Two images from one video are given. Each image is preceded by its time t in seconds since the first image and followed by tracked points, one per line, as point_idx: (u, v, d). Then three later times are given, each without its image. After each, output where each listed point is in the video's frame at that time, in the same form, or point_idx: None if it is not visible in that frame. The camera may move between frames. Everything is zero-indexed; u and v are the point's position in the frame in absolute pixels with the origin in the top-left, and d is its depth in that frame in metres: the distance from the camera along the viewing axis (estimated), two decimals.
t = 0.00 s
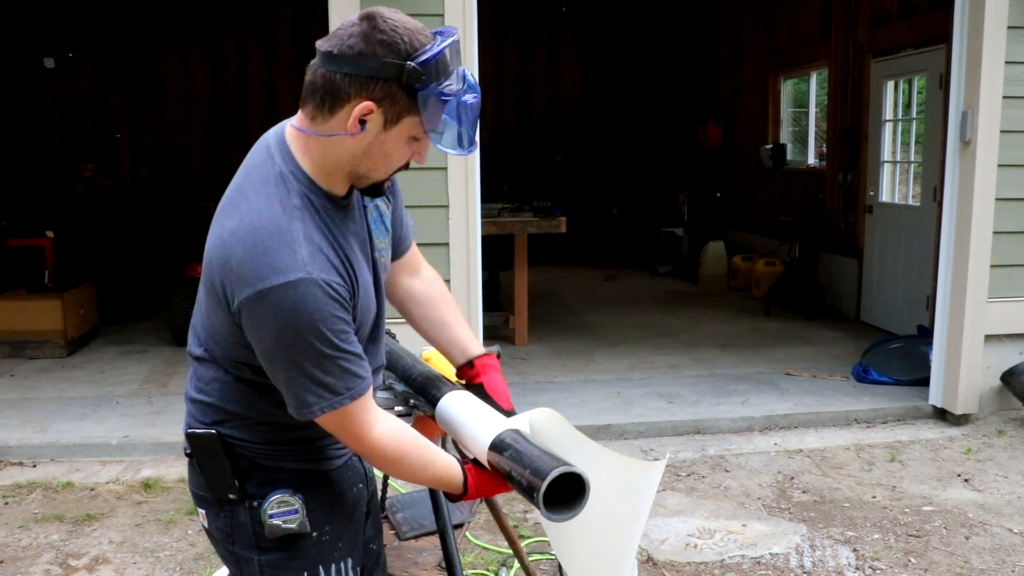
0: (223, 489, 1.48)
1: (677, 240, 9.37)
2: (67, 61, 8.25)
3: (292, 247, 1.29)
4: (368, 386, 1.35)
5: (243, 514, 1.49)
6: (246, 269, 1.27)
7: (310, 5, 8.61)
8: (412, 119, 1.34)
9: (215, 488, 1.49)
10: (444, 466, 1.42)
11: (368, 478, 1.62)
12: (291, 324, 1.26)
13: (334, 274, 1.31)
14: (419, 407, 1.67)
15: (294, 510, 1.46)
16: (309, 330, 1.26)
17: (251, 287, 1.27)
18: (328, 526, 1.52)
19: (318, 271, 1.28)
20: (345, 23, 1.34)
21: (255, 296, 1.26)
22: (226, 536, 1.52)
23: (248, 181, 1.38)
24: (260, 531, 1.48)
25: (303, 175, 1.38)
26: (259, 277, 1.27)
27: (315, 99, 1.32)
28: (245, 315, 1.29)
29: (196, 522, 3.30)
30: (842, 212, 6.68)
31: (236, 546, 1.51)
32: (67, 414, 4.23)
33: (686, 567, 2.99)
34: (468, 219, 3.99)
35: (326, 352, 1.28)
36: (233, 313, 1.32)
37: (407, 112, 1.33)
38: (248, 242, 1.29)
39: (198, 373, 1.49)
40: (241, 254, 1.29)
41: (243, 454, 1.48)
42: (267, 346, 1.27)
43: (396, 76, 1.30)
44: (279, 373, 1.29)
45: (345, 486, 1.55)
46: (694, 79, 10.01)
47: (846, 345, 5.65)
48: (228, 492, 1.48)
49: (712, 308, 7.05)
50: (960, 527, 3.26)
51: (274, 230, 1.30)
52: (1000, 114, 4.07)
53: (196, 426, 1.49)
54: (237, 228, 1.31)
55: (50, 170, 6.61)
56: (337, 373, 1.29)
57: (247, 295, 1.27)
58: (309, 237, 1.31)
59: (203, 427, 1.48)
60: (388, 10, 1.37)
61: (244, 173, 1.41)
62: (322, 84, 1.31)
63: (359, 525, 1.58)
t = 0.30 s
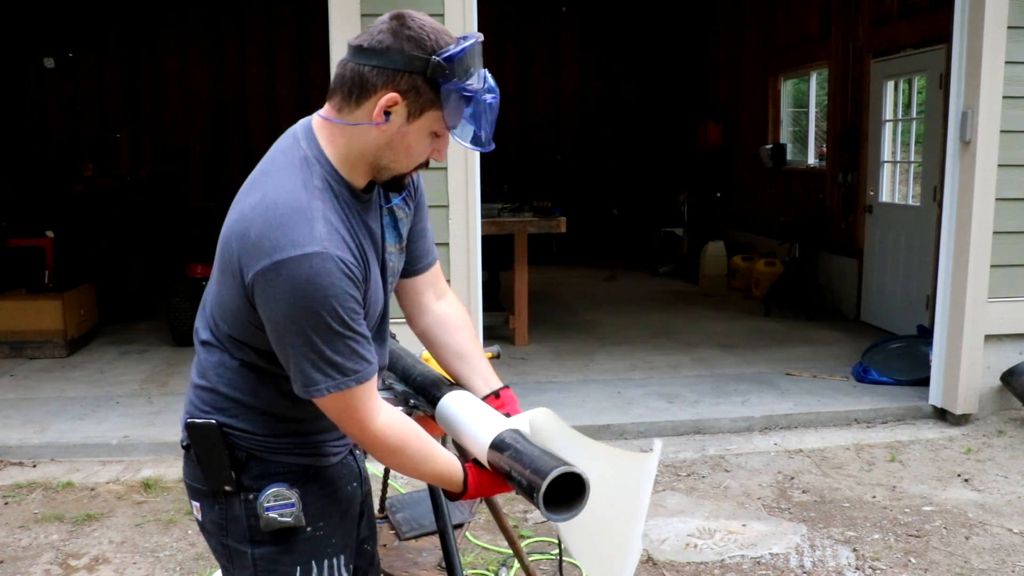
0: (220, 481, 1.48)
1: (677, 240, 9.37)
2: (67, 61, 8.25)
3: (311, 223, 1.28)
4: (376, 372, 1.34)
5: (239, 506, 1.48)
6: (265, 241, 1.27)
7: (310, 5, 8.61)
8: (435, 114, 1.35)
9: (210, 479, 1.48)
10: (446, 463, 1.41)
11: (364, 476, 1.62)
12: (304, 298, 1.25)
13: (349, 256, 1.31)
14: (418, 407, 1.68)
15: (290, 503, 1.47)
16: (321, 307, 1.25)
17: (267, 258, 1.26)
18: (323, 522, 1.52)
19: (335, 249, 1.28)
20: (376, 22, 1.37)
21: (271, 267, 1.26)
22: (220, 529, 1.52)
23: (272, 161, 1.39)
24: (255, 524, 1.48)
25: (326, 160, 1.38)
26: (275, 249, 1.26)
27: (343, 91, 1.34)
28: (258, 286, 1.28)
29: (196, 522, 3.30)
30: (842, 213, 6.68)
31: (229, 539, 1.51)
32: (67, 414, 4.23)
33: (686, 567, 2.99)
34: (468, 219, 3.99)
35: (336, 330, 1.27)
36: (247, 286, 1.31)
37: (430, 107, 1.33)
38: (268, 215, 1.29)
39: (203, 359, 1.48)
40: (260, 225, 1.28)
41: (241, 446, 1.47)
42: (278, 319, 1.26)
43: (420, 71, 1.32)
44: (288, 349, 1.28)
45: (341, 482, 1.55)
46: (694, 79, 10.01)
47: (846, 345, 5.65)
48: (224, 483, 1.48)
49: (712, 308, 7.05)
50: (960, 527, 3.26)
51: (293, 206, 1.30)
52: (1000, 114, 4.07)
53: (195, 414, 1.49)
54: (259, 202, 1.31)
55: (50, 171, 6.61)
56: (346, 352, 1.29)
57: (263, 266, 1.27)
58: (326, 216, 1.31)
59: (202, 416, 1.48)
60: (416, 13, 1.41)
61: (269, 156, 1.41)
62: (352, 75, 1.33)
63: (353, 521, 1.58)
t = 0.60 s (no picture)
0: (227, 475, 1.48)
1: (677, 240, 9.36)
2: (68, 61, 8.26)
3: (313, 218, 1.29)
4: (377, 368, 1.34)
5: (245, 502, 1.49)
6: (267, 236, 1.27)
7: (310, 5, 8.61)
8: (436, 112, 1.35)
9: (218, 473, 1.49)
10: (446, 460, 1.41)
11: (373, 475, 1.61)
12: (305, 293, 1.25)
13: (352, 251, 1.31)
14: (418, 407, 1.68)
15: (295, 500, 1.47)
16: (323, 301, 1.25)
17: (269, 252, 1.26)
18: (329, 519, 1.52)
19: (336, 244, 1.28)
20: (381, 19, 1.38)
21: (272, 261, 1.26)
22: (228, 523, 1.52)
23: (276, 157, 1.39)
24: (261, 519, 1.48)
25: (328, 156, 1.38)
26: (277, 244, 1.26)
27: (346, 86, 1.35)
28: (260, 280, 1.28)
29: (196, 522, 3.30)
30: (842, 213, 6.68)
31: (236, 534, 1.51)
32: (67, 414, 4.23)
33: (686, 567, 3.00)
34: (468, 219, 3.99)
35: (337, 325, 1.27)
36: (250, 281, 1.31)
37: (431, 104, 1.34)
38: (271, 210, 1.29)
39: (211, 356, 1.49)
40: (262, 220, 1.29)
41: (248, 441, 1.48)
42: (279, 313, 1.26)
43: (423, 68, 1.32)
44: (289, 344, 1.28)
45: (349, 480, 1.55)
46: (694, 79, 10.01)
47: (845, 345, 5.66)
48: (231, 478, 1.48)
49: (712, 308, 7.05)
50: (960, 527, 3.26)
51: (295, 201, 1.30)
52: (1000, 114, 4.07)
53: (203, 410, 1.49)
54: (262, 197, 1.31)
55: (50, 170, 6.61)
56: (347, 347, 1.28)
57: (265, 261, 1.27)
58: (328, 211, 1.31)
59: (210, 411, 1.48)
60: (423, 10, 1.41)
61: (273, 152, 1.41)
62: (355, 70, 1.33)
63: (360, 519, 1.57)
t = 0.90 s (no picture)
0: (230, 477, 1.48)
1: (677, 240, 9.36)
2: (67, 61, 8.25)
3: (310, 221, 1.29)
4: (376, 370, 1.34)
5: (249, 503, 1.49)
6: (264, 240, 1.27)
7: (310, 5, 8.61)
8: (426, 113, 1.34)
9: (221, 476, 1.49)
10: (446, 461, 1.41)
11: (376, 474, 1.61)
12: (303, 297, 1.25)
13: (349, 253, 1.31)
14: (419, 407, 1.68)
15: (300, 502, 1.47)
16: (321, 304, 1.25)
17: (266, 257, 1.26)
18: (332, 520, 1.52)
19: (334, 247, 1.28)
20: (374, 18, 1.38)
21: (270, 266, 1.26)
22: (231, 525, 1.52)
23: (271, 160, 1.39)
24: (265, 521, 1.48)
25: (323, 157, 1.38)
26: (274, 248, 1.26)
27: (338, 85, 1.35)
28: (258, 286, 1.28)
29: (196, 522, 3.30)
30: (842, 213, 6.68)
31: (240, 535, 1.51)
32: (67, 414, 4.23)
33: (686, 567, 3.00)
34: (468, 219, 3.99)
35: (335, 328, 1.27)
36: (248, 286, 1.31)
37: (422, 105, 1.33)
38: (267, 214, 1.29)
39: (212, 359, 1.49)
40: (258, 224, 1.28)
41: (252, 443, 1.48)
42: (278, 318, 1.26)
43: (413, 68, 1.32)
44: (288, 348, 1.28)
45: (351, 480, 1.55)
46: (695, 79, 10.00)
47: (845, 345, 5.66)
48: (234, 480, 1.48)
49: (712, 308, 7.04)
50: (960, 527, 3.26)
51: (292, 204, 1.30)
52: (1000, 114, 4.07)
53: (206, 413, 1.49)
54: (257, 201, 1.31)
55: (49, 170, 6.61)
56: (346, 350, 1.28)
57: (262, 266, 1.27)
58: (325, 214, 1.31)
59: (213, 414, 1.48)
60: (417, 11, 1.41)
61: (267, 154, 1.41)
62: (347, 70, 1.33)
63: (363, 519, 1.58)
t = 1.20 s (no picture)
0: (226, 484, 1.48)
1: (677, 240, 9.36)
2: (67, 61, 8.25)
3: (307, 230, 1.30)
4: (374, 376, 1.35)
5: (247, 510, 1.48)
6: (260, 250, 1.28)
7: (310, 5, 8.61)
8: (408, 119, 1.33)
9: (217, 484, 1.48)
10: (447, 465, 1.40)
11: (369, 475, 1.62)
12: (301, 306, 1.26)
13: (346, 261, 1.32)
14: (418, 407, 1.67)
15: (299, 505, 1.46)
16: (320, 312, 1.26)
17: (263, 267, 1.27)
18: (330, 522, 1.52)
19: (331, 255, 1.29)
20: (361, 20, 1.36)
21: (268, 276, 1.27)
22: (228, 534, 1.51)
23: (263, 167, 1.40)
24: (263, 527, 1.48)
25: (314, 162, 1.39)
26: (272, 258, 1.27)
27: (323, 89, 1.35)
28: (255, 296, 1.28)
29: (196, 522, 3.30)
30: (842, 213, 6.69)
31: (237, 543, 1.50)
32: (67, 414, 4.23)
33: (686, 567, 3.00)
34: (468, 219, 3.99)
35: (334, 335, 1.28)
36: (243, 294, 1.32)
37: (404, 111, 1.32)
38: (263, 224, 1.30)
39: (203, 366, 1.49)
40: (254, 234, 1.29)
41: (247, 449, 1.48)
42: (276, 328, 1.27)
43: (394, 74, 1.30)
44: (287, 358, 1.29)
45: (346, 482, 1.55)
46: (695, 79, 10.01)
47: (845, 345, 5.66)
48: (230, 487, 1.48)
49: (712, 308, 7.04)
50: (960, 527, 3.26)
51: (288, 213, 1.31)
52: (1000, 113, 4.08)
53: (200, 420, 1.49)
54: (252, 211, 1.32)
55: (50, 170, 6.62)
56: (344, 358, 1.29)
57: (260, 276, 1.27)
58: (321, 222, 1.33)
59: (206, 420, 1.48)
60: (406, 13, 1.39)
61: (257, 161, 1.42)
62: (331, 73, 1.32)
63: (360, 521, 1.58)
